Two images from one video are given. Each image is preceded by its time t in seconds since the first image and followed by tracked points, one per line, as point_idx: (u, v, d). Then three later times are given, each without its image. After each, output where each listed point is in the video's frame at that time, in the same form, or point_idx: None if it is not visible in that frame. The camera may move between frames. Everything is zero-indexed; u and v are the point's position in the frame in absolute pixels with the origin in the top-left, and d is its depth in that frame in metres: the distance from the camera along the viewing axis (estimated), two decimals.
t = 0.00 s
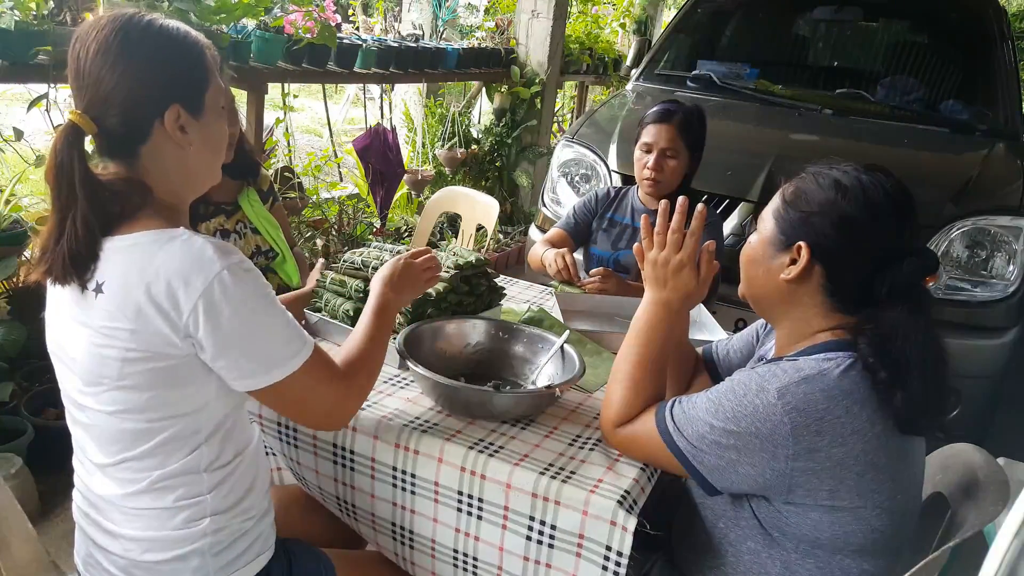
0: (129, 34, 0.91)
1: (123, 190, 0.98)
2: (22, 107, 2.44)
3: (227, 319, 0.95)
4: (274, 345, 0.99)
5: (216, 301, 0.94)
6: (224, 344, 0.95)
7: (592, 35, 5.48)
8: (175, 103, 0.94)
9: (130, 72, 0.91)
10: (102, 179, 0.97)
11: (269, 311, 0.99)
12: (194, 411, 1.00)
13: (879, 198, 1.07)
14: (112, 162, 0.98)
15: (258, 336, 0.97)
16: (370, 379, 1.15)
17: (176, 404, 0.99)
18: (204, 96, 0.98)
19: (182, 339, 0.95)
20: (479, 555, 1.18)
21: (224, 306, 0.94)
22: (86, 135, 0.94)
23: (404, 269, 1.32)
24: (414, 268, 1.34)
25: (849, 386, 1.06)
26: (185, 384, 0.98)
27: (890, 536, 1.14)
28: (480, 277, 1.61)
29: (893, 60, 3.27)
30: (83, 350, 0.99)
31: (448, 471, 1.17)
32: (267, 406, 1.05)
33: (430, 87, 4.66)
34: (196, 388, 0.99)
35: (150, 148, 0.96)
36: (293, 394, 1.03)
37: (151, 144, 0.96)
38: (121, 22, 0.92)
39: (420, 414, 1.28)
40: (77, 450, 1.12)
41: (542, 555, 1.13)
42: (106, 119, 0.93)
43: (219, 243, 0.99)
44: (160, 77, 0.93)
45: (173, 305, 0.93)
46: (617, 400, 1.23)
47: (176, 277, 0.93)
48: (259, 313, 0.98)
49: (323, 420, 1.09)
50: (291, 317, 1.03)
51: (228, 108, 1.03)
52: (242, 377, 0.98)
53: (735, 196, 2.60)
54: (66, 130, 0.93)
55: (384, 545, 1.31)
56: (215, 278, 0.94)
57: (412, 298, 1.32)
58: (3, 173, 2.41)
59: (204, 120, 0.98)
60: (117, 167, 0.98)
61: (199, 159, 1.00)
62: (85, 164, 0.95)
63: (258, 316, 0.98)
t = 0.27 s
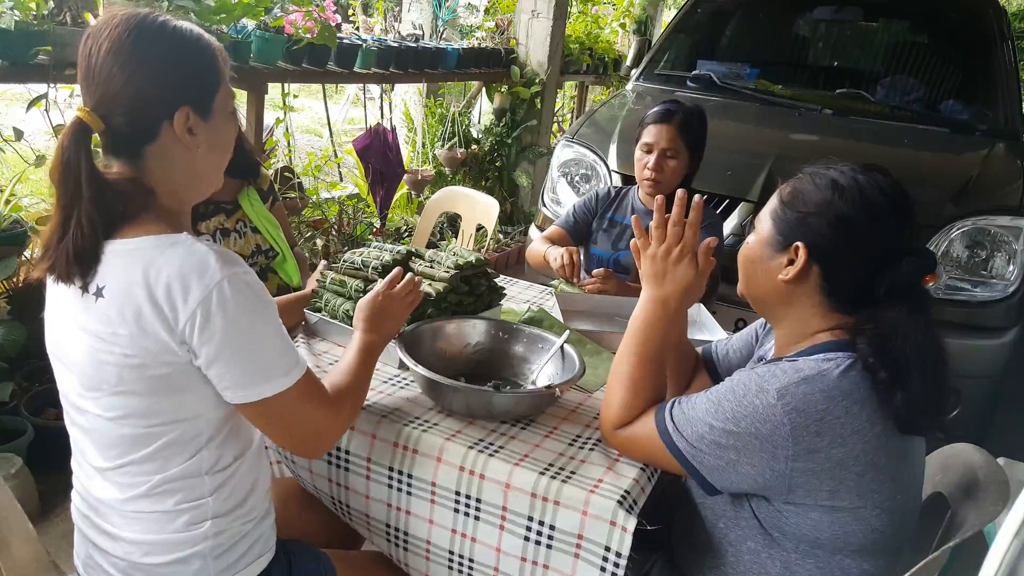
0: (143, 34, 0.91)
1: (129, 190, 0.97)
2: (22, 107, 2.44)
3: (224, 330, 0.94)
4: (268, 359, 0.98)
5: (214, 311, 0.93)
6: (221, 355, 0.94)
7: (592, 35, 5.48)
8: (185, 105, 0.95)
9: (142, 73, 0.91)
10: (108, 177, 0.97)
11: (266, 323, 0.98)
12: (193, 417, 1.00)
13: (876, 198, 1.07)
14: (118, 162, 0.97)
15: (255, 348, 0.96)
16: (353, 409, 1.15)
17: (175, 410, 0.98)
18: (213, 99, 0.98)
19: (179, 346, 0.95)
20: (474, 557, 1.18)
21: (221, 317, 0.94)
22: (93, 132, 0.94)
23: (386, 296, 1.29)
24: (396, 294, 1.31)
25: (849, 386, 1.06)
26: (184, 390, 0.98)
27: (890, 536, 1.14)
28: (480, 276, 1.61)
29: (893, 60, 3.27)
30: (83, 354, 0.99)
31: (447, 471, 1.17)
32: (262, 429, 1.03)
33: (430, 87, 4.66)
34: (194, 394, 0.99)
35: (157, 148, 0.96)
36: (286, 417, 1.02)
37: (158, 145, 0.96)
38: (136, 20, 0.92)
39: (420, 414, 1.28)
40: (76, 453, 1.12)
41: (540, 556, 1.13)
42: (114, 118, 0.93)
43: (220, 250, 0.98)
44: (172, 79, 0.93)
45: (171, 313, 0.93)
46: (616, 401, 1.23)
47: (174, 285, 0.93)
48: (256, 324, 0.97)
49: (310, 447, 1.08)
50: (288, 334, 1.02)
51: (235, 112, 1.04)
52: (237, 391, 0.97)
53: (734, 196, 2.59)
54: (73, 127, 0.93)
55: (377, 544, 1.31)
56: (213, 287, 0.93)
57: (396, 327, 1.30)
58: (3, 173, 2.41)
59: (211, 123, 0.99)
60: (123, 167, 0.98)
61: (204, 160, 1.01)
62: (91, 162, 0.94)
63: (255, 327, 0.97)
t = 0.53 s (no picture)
0: (155, 35, 0.91)
1: (127, 187, 0.96)
2: (22, 107, 2.44)
3: (213, 343, 0.92)
4: (259, 373, 0.96)
5: (205, 323, 0.92)
6: (211, 367, 0.93)
7: (592, 35, 5.48)
8: (191, 109, 0.94)
9: (152, 72, 0.91)
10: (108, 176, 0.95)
11: (258, 335, 0.97)
12: (186, 425, 0.99)
13: (876, 199, 1.07)
14: (116, 159, 0.95)
15: (246, 361, 0.95)
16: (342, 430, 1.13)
17: (168, 418, 0.98)
18: (219, 108, 0.98)
19: (171, 357, 0.94)
20: (478, 554, 1.18)
21: (212, 329, 0.92)
22: (94, 127, 0.92)
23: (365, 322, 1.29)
24: (375, 317, 1.31)
25: (849, 388, 1.06)
26: (176, 398, 0.97)
27: (890, 537, 1.14)
28: (480, 277, 1.61)
29: (893, 60, 3.27)
30: (77, 362, 0.99)
31: (447, 472, 1.17)
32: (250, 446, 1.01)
33: (430, 87, 4.67)
34: (187, 404, 0.98)
35: (158, 148, 0.95)
36: (274, 433, 1.00)
37: (159, 146, 0.95)
38: (152, 19, 0.92)
39: (419, 415, 1.28)
40: (73, 457, 1.12)
41: (541, 555, 1.13)
42: (118, 115, 0.92)
43: (214, 258, 0.96)
44: (181, 82, 0.93)
45: (162, 323, 0.92)
46: (615, 403, 1.23)
47: (165, 296, 0.91)
48: (247, 337, 0.95)
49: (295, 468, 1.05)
50: (280, 348, 1.00)
51: (238, 120, 1.04)
52: (225, 405, 0.95)
53: (734, 196, 2.60)
54: (76, 118, 0.92)
55: (378, 539, 1.31)
56: (204, 299, 0.92)
57: (380, 353, 1.29)
58: (3, 173, 2.41)
59: (215, 130, 0.99)
60: (121, 166, 0.96)
61: (205, 166, 1.00)
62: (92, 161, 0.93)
63: (247, 340, 0.95)
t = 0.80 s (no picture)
0: (157, 36, 0.91)
1: (125, 190, 0.96)
2: (22, 107, 2.44)
3: (197, 358, 0.91)
4: (247, 386, 0.95)
5: (190, 338, 0.90)
6: (196, 382, 0.92)
7: (592, 35, 5.48)
8: (190, 113, 0.94)
9: (152, 75, 0.90)
10: (103, 179, 0.95)
11: (246, 349, 0.95)
12: (175, 437, 0.99)
13: (874, 200, 1.07)
14: (113, 161, 0.95)
15: (231, 376, 0.93)
16: (333, 444, 1.12)
17: (157, 431, 0.98)
18: (218, 111, 0.98)
19: (157, 370, 0.93)
20: (477, 560, 1.18)
21: (197, 344, 0.91)
22: (90, 126, 0.92)
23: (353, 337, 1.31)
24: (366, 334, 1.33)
25: (849, 389, 1.06)
26: (164, 410, 0.96)
27: (890, 538, 1.14)
28: (480, 277, 1.62)
29: (893, 60, 3.27)
30: (69, 371, 0.99)
31: (449, 471, 1.17)
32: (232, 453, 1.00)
33: (430, 87, 4.67)
34: (173, 416, 0.97)
35: (155, 151, 0.95)
36: (258, 444, 0.98)
37: (156, 148, 0.94)
38: (153, 20, 0.91)
39: (420, 415, 1.28)
40: (71, 461, 1.13)
41: (542, 557, 1.13)
42: (115, 116, 0.92)
43: (202, 270, 0.95)
44: (181, 86, 0.92)
45: (148, 337, 0.91)
46: (616, 405, 1.23)
47: (151, 308, 0.91)
48: (235, 352, 0.94)
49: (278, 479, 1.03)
50: (270, 359, 0.99)
51: (238, 123, 1.03)
52: (210, 419, 0.94)
53: (735, 196, 2.60)
54: (71, 119, 0.91)
55: (377, 556, 1.30)
56: (189, 313, 0.90)
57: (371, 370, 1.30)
58: (3, 173, 2.41)
59: (214, 134, 0.98)
60: (118, 169, 0.96)
61: (202, 170, 1.00)
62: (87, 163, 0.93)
63: (234, 354, 0.93)
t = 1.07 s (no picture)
0: (156, 38, 0.90)
1: (125, 192, 0.96)
2: (22, 107, 2.44)
3: (194, 367, 0.91)
4: (244, 395, 0.95)
5: (187, 347, 0.90)
6: (192, 390, 0.92)
7: (592, 35, 5.48)
8: (187, 117, 0.93)
9: (148, 78, 0.90)
10: (101, 183, 0.95)
11: (243, 358, 0.95)
12: (172, 444, 0.99)
13: (873, 200, 1.07)
14: (112, 164, 0.95)
15: (227, 385, 0.93)
16: (334, 446, 1.12)
17: (154, 438, 0.97)
18: (218, 115, 0.97)
19: (154, 377, 0.93)
20: (477, 561, 1.18)
21: (194, 352, 0.90)
22: (85, 130, 0.93)
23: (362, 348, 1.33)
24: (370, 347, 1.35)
25: (849, 389, 1.06)
26: (162, 417, 0.96)
27: (890, 538, 1.14)
28: (480, 277, 1.62)
29: (893, 60, 3.27)
30: (67, 376, 0.99)
31: (450, 471, 1.17)
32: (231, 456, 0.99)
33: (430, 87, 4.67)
34: (170, 422, 0.97)
35: (151, 155, 0.94)
36: (258, 449, 0.98)
37: (153, 152, 0.94)
38: (152, 21, 0.90)
39: (420, 414, 1.28)
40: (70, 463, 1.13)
41: (541, 558, 1.13)
42: (111, 119, 0.92)
43: (200, 277, 0.95)
44: (179, 89, 0.92)
45: (145, 344, 0.91)
46: (617, 404, 1.23)
47: (147, 315, 0.90)
48: (233, 360, 0.93)
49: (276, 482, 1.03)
50: (268, 367, 0.99)
51: (239, 127, 1.03)
52: (205, 426, 0.94)
53: (735, 196, 2.60)
54: (66, 122, 0.92)
55: (377, 556, 1.30)
56: (186, 321, 0.90)
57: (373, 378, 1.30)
58: (3, 173, 2.41)
59: (213, 138, 0.97)
60: (117, 172, 0.96)
61: (201, 175, 0.99)
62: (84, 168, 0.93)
63: (231, 362, 0.93)
